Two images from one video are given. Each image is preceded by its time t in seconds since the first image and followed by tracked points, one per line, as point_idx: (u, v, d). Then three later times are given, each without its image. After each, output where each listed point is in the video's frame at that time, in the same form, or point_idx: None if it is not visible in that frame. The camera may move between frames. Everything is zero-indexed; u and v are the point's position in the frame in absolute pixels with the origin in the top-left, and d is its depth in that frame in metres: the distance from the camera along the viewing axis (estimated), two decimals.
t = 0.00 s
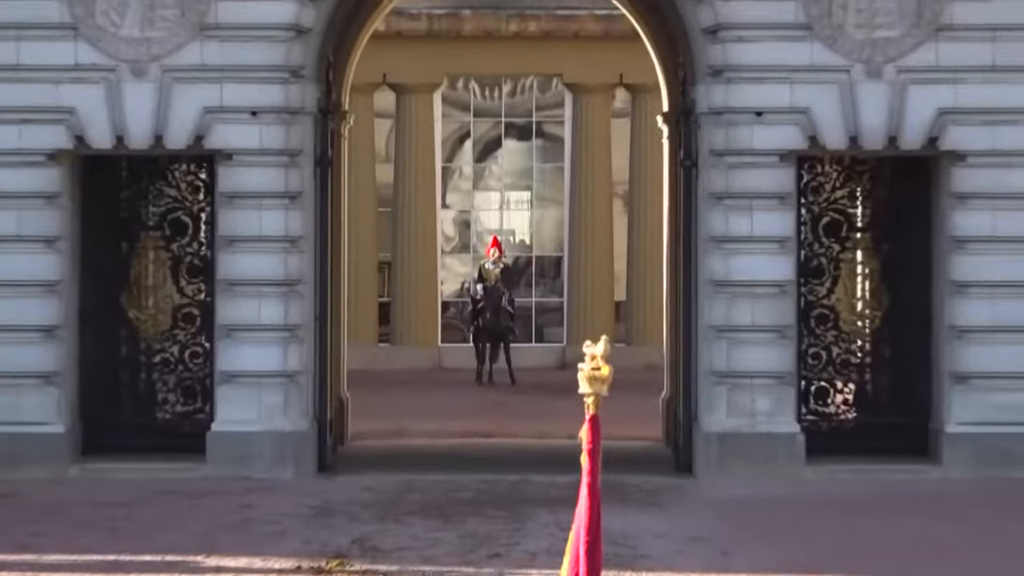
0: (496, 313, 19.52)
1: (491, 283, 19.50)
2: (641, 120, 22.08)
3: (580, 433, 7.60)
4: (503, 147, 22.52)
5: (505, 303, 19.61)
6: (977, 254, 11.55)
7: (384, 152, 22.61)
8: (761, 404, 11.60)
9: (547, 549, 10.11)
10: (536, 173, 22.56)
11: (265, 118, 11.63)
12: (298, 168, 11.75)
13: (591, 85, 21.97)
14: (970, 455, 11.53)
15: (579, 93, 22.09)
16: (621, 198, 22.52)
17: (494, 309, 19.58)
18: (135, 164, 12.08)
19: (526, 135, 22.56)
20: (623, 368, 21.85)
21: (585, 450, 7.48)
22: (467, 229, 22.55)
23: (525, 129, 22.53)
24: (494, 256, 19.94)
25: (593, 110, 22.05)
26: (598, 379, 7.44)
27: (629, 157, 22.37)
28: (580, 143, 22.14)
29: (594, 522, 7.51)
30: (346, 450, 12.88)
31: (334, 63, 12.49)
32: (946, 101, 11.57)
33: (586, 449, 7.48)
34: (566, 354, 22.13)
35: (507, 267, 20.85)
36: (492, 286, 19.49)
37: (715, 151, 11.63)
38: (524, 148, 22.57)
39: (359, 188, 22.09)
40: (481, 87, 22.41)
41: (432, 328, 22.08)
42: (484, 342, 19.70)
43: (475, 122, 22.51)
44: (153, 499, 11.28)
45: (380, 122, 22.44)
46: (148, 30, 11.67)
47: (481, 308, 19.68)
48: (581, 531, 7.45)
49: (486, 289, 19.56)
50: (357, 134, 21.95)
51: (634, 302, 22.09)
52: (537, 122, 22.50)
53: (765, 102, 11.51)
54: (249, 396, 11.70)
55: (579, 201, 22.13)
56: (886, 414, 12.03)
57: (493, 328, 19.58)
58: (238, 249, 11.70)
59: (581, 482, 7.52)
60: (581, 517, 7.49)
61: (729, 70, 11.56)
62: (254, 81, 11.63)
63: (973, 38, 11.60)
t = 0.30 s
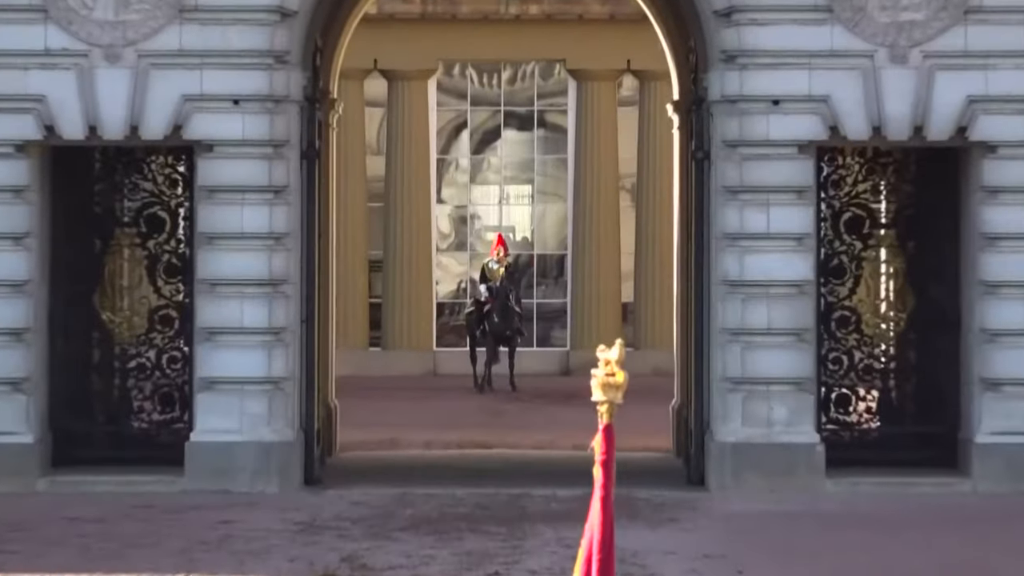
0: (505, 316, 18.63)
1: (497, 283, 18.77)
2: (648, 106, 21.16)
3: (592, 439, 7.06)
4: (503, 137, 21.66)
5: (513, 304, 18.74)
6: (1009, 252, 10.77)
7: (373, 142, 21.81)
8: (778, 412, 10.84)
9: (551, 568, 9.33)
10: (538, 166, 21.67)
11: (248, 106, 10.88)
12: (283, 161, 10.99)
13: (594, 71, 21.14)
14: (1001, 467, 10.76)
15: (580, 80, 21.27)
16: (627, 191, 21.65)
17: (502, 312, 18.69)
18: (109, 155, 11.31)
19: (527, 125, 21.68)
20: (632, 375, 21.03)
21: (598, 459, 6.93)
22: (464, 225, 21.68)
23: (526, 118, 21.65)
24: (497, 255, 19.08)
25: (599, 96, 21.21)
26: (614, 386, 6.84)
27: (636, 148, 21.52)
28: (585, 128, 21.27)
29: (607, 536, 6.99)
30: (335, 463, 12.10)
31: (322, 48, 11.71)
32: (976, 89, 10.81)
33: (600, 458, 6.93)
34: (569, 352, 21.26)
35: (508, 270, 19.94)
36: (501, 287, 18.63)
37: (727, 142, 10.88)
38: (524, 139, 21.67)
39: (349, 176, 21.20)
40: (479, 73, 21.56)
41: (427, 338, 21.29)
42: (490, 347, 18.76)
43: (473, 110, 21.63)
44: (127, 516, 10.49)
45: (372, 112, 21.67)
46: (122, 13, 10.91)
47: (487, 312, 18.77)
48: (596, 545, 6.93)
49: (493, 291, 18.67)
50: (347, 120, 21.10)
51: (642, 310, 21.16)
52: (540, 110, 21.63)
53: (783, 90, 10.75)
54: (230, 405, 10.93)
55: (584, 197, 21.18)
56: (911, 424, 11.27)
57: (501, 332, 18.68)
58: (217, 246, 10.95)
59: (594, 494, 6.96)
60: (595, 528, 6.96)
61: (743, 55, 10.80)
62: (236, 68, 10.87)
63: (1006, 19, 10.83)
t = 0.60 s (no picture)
0: (510, 317, 17.51)
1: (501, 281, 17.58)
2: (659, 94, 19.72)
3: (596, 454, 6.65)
4: (502, 125, 20.16)
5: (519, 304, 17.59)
6: None
7: (362, 131, 20.30)
8: (799, 422, 10.04)
9: None
10: (539, 156, 20.20)
11: (227, 92, 10.08)
12: (265, 151, 10.18)
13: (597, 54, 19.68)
14: None
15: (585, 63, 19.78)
16: (636, 184, 20.29)
17: (507, 313, 17.56)
18: (77, 145, 10.50)
19: (528, 112, 20.18)
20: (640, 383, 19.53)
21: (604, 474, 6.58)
22: (459, 221, 20.21)
23: (527, 106, 20.17)
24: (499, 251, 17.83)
25: (605, 81, 19.74)
26: (619, 394, 6.52)
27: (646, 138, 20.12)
28: (590, 116, 19.76)
29: (614, 560, 6.61)
30: (320, 477, 11.29)
31: (307, 30, 10.90)
32: (1011, 73, 10.01)
33: (606, 473, 6.58)
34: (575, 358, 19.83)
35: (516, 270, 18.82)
36: (504, 286, 17.45)
37: (744, 130, 10.06)
38: (525, 127, 20.19)
39: (337, 167, 19.70)
40: (474, 57, 20.10)
41: (420, 337, 19.82)
42: (493, 349, 17.66)
43: (469, 97, 20.16)
44: (94, 533, 9.65)
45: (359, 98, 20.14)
46: None
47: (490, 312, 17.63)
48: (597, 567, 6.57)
49: (497, 291, 17.50)
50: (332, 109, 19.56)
51: (650, 313, 19.73)
52: (541, 97, 20.16)
53: (803, 75, 9.96)
54: (207, 414, 10.12)
55: (587, 189, 19.76)
56: (942, 435, 10.49)
57: (505, 334, 17.57)
58: (193, 243, 10.14)
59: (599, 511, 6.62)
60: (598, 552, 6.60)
61: (761, 37, 9.99)
62: (214, 50, 10.08)
63: None
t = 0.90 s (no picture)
0: (515, 319, 16.73)
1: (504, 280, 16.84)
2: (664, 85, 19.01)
3: (596, 463, 6.27)
4: (500, 118, 19.41)
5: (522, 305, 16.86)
6: None
7: (355, 123, 19.58)
8: (813, 429, 9.55)
9: None
10: (539, 150, 19.47)
11: (210, 83, 9.59)
12: (252, 144, 9.67)
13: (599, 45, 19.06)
14: None
15: (587, 53, 19.13)
16: (641, 178, 19.52)
17: (511, 314, 16.77)
18: (55, 138, 10.02)
19: (528, 103, 19.41)
20: (647, 387, 18.92)
21: (603, 482, 6.20)
22: (455, 217, 19.54)
23: (527, 96, 19.40)
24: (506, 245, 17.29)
25: (609, 71, 19.08)
26: (617, 399, 6.11)
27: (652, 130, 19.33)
28: (594, 109, 19.06)
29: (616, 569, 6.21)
30: (310, 487, 10.77)
31: (295, 18, 10.43)
32: None
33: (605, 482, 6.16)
34: (575, 362, 19.14)
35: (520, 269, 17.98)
36: (509, 284, 16.72)
37: (755, 122, 9.57)
38: (526, 119, 19.41)
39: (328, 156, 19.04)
40: (473, 44, 19.38)
41: (415, 337, 19.13)
42: (495, 352, 16.84)
43: (466, 87, 19.42)
44: (71, 546, 9.10)
45: (353, 89, 19.47)
46: None
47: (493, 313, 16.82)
48: None
49: (503, 290, 16.72)
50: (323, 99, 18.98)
51: (656, 313, 19.07)
52: (542, 87, 19.41)
53: (818, 64, 9.47)
54: (190, 421, 9.62)
55: (590, 185, 19.07)
56: (963, 442, 10.04)
57: (510, 336, 16.77)
58: (176, 241, 9.65)
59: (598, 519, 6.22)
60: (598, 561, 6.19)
61: (774, 24, 9.48)
62: (198, 37, 9.58)
63: None
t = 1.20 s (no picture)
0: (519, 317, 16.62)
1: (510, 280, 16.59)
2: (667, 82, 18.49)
3: (600, 462, 6.46)
4: (499, 116, 18.78)
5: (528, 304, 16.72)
6: None
7: (353, 120, 18.90)
8: (817, 431, 9.45)
9: None
10: (539, 148, 18.82)
11: (206, 82, 9.48)
12: (249, 143, 9.57)
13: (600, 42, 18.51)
14: None
15: (589, 49, 18.57)
16: (643, 177, 18.84)
17: (515, 313, 16.65)
18: (50, 137, 9.92)
19: (528, 101, 18.81)
20: (648, 388, 18.44)
21: (606, 484, 6.37)
22: (455, 217, 18.86)
23: (527, 94, 18.80)
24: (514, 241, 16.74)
25: (610, 68, 18.55)
26: (620, 400, 6.30)
27: (655, 126, 18.71)
28: (595, 107, 18.52)
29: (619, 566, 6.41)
30: (308, 489, 10.68)
31: (292, 16, 10.30)
32: None
33: (607, 483, 6.35)
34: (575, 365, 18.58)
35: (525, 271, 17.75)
36: (514, 283, 16.57)
37: (758, 120, 9.46)
38: (525, 117, 18.80)
39: (324, 153, 18.53)
40: (472, 42, 18.77)
41: (415, 338, 18.64)
42: (499, 352, 16.67)
43: (465, 86, 18.79)
44: (68, 549, 9.00)
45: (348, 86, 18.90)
46: None
47: (498, 312, 16.70)
48: None
49: (507, 289, 16.55)
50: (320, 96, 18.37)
51: (658, 314, 18.55)
52: (542, 85, 18.81)
53: (821, 61, 9.37)
54: (187, 423, 9.52)
55: (593, 182, 18.49)
56: (967, 444, 9.96)
57: (515, 335, 16.63)
58: (171, 241, 9.55)
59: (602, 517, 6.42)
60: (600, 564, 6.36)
61: (776, 22, 9.39)
62: (195, 34, 9.47)
63: None
